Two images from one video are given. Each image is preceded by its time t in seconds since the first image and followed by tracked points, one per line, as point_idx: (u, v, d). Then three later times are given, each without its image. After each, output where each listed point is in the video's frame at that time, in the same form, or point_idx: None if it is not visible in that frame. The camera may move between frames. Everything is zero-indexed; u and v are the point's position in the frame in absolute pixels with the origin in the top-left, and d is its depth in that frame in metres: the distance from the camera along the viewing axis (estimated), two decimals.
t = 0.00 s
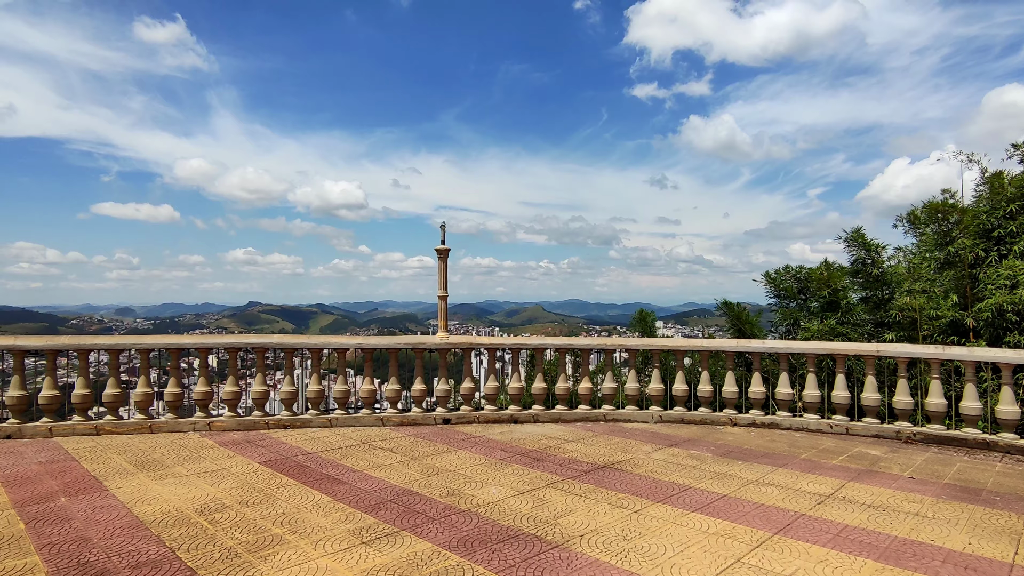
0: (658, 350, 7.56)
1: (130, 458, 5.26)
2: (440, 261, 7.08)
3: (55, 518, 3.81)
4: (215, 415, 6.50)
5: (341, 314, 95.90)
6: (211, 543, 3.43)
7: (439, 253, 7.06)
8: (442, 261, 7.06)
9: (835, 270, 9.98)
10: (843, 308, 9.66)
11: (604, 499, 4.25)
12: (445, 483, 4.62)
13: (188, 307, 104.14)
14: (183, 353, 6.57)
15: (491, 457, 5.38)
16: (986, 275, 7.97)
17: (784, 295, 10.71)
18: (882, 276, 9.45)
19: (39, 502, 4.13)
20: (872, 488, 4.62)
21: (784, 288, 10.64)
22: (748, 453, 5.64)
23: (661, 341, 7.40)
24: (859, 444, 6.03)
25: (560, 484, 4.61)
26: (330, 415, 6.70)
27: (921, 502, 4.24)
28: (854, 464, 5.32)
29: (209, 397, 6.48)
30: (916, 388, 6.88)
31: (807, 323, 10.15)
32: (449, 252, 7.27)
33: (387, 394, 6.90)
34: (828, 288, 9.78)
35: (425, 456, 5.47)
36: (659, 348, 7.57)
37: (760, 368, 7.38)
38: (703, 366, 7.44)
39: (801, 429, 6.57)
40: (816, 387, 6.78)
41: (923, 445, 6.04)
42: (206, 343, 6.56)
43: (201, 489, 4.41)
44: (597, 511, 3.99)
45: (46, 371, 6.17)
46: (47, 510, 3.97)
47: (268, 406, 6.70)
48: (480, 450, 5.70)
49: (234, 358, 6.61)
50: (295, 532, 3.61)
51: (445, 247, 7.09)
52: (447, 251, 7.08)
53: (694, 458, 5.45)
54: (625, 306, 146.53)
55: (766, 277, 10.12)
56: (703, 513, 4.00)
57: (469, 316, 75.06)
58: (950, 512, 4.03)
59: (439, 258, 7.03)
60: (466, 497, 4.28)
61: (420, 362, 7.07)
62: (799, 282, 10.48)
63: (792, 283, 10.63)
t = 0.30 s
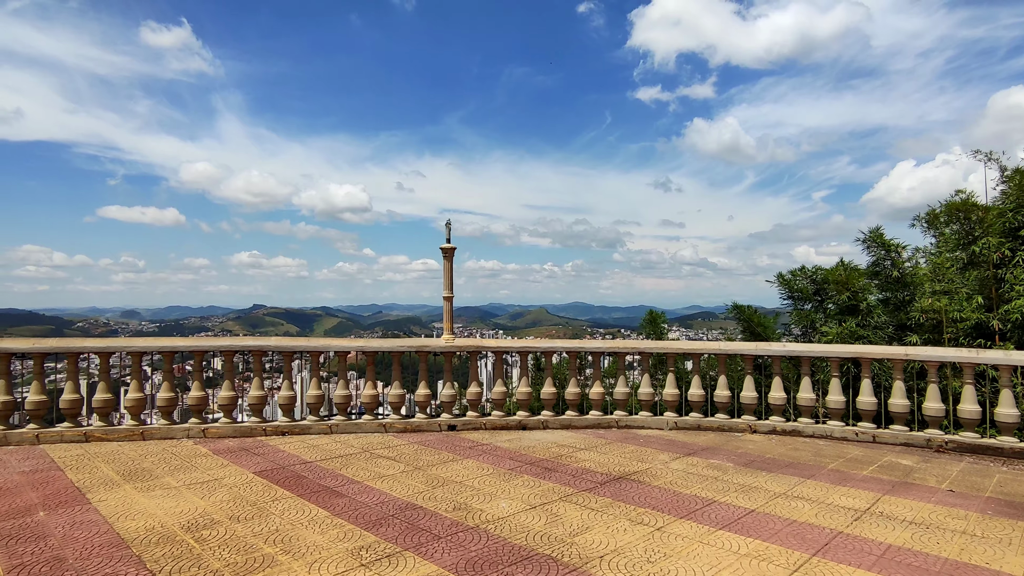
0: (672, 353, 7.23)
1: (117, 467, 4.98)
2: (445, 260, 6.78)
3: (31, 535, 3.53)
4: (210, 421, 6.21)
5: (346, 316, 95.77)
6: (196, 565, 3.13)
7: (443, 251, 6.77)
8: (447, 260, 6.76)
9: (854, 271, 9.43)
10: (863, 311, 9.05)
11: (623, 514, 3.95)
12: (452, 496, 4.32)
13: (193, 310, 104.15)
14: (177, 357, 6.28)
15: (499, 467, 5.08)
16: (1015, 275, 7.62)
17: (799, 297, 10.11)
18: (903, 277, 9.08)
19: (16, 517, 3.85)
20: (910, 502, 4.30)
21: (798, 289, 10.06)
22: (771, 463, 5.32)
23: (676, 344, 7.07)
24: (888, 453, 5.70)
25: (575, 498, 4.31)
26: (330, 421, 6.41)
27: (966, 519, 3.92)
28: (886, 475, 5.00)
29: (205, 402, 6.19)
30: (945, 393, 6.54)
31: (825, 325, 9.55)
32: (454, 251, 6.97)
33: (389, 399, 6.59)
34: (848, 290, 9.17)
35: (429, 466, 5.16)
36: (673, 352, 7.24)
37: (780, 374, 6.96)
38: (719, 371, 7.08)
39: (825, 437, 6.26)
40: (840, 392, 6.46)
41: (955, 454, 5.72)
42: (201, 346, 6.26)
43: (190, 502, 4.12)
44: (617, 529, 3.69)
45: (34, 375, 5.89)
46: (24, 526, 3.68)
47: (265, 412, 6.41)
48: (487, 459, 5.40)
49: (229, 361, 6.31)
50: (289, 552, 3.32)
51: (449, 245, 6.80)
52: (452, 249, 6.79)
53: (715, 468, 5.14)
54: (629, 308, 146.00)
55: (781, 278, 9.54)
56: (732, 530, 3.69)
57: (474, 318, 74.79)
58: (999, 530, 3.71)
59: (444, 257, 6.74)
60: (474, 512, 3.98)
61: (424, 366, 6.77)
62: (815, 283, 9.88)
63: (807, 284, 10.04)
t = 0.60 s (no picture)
0: (685, 360, 6.92)
1: (103, 481, 4.72)
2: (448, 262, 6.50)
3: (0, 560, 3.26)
4: (203, 431, 5.95)
5: (350, 319, 95.66)
6: None
7: (447, 254, 6.49)
8: (450, 262, 6.49)
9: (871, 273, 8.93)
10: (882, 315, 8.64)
11: (641, 536, 3.66)
12: (455, 515, 4.04)
13: (197, 312, 104.24)
14: (169, 363, 6.01)
15: (505, 482, 4.79)
16: None
17: (813, 300, 9.61)
18: (924, 281, 8.74)
19: None
20: (948, 522, 4.01)
21: (811, 292, 9.58)
22: (794, 478, 5.03)
23: (690, 350, 6.77)
24: (916, 466, 5.40)
25: (588, 517, 4.02)
26: (328, 431, 6.14)
27: (1012, 542, 3.63)
28: (917, 491, 4.71)
29: (197, 411, 5.92)
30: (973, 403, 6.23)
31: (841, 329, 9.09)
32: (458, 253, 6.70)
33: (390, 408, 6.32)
34: (865, 293, 8.74)
35: (431, 480, 4.88)
36: (687, 358, 6.93)
37: (799, 384, 6.58)
38: (736, 379, 6.75)
39: (846, 448, 5.97)
40: (863, 401, 6.16)
41: (986, 467, 5.42)
42: (194, 353, 5.98)
43: (176, 522, 3.85)
44: (634, 553, 3.40)
45: (19, 384, 5.64)
46: None
47: (261, 421, 6.15)
48: (493, 472, 5.12)
49: (224, 368, 6.04)
50: None
51: (453, 247, 6.53)
52: (456, 252, 6.52)
53: (734, 483, 4.85)
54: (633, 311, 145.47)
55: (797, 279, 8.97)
56: (760, 555, 3.40)
57: (478, 321, 74.52)
58: None
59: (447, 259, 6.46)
60: (480, 533, 3.69)
61: (427, 373, 6.49)
62: (829, 286, 9.40)
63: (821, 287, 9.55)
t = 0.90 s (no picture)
0: (698, 362, 6.62)
1: (82, 492, 4.44)
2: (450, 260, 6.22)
3: None
4: (193, 437, 5.67)
5: (354, 321, 95.50)
6: None
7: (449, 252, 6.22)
8: (452, 260, 6.21)
9: (889, 273, 8.61)
10: (901, 316, 8.33)
11: (657, 555, 3.37)
12: (456, 530, 3.75)
13: (201, 314, 104.23)
14: (157, 366, 5.74)
15: (510, 493, 4.50)
16: None
17: (827, 301, 9.29)
18: (945, 282, 8.41)
19: None
20: (988, 539, 3.71)
21: (825, 292, 9.26)
22: (817, 488, 4.72)
23: (703, 353, 6.46)
24: (944, 476, 5.10)
25: (598, 532, 3.73)
26: (324, 437, 5.86)
27: None
28: (950, 503, 4.40)
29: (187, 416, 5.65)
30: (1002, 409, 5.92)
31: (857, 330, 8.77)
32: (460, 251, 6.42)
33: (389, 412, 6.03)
34: (883, 293, 8.43)
35: (430, 490, 4.59)
36: (699, 361, 6.63)
37: (817, 387, 6.29)
38: (752, 383, 6.43)
39: (869, 455, 5.67)
40: (886, 406, 5.85)
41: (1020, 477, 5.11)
42: (183, 355, 5.71)
43: (154, 538, 3.57)
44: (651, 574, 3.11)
45: None
46: None
47: (254, 427, 5.87)
48: (497, 482, 4.83)
49: (215, 371, 5.77)
50: None
51: (455, 244, 6.25)
52: (458, 249, 6.24)
53: (753, 494, 4.55)
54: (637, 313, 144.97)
55: (812, 279, 8.64)
56: None
57: (482, 323, 74.24)
58: None
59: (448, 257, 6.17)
60: (482, 551, 3.41)
61: (427, 376, 6.20)
62: (844, 286, 9.10)
63: (835, 287, 9.23)
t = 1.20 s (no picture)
0: (712, 369, 6.30)
1: (59, 509, 4.16)
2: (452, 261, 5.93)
3: None
4: (180, 447, 5.39)
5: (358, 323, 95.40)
6: None
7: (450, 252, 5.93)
8: (454, 261, 5.92)
9: (910, 275, 8.24)
10: (924, 319, 7.89)
11: None
12: (456, 553, 3.45)
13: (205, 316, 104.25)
14: (144, 373, 5.45)
15: (514, 510, 4.20)
16: None
17: (843, 304, 8.96)
18: (967, 284, 8.05)
19: None
20: None
21: (842, 295, 8.93)
22: (844, 505, 4.41)
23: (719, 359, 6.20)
24: (978, 491, 4.78)
25: (611, 556, 3.42)
26: (319, 447, 5.57)
27: None
28: (989, 523, 4.09)
29: (174, 426, 5.37)
30: None
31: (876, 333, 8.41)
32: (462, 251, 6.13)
33: (387, 422, 5.73)
34: (904, 295, 8.07)
35: (429, 507, 4.29)
36: (713, 367, 6.31)
37: (839, 394, 5.94)
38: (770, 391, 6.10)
39: (895, 468, 5.36)
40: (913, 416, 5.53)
41: None
42: (170, 361, 5.42)
43: (128, 562, 3.28)
44: None
45: None
46: None
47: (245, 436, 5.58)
48: (501, 497, 4.53)
49: (203, 378, 5.48)
50: None
51: (456, 244, 5.96)
52: (459, 250, 5.95)
53: (776, 512, 4.24)
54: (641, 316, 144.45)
55: (828, 281, 8.29)
56: None
57: (486, 325, 73.91)
58: None
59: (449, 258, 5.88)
60: None
61: (428, 383, 5.90)
62: (862, 288, 8.77)
63: (853, 289, 8.90)
